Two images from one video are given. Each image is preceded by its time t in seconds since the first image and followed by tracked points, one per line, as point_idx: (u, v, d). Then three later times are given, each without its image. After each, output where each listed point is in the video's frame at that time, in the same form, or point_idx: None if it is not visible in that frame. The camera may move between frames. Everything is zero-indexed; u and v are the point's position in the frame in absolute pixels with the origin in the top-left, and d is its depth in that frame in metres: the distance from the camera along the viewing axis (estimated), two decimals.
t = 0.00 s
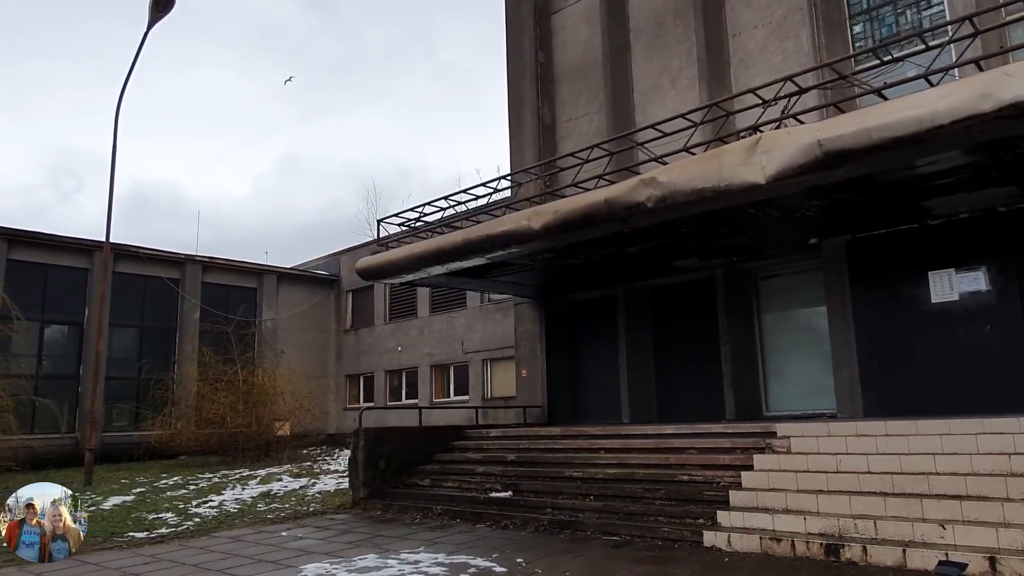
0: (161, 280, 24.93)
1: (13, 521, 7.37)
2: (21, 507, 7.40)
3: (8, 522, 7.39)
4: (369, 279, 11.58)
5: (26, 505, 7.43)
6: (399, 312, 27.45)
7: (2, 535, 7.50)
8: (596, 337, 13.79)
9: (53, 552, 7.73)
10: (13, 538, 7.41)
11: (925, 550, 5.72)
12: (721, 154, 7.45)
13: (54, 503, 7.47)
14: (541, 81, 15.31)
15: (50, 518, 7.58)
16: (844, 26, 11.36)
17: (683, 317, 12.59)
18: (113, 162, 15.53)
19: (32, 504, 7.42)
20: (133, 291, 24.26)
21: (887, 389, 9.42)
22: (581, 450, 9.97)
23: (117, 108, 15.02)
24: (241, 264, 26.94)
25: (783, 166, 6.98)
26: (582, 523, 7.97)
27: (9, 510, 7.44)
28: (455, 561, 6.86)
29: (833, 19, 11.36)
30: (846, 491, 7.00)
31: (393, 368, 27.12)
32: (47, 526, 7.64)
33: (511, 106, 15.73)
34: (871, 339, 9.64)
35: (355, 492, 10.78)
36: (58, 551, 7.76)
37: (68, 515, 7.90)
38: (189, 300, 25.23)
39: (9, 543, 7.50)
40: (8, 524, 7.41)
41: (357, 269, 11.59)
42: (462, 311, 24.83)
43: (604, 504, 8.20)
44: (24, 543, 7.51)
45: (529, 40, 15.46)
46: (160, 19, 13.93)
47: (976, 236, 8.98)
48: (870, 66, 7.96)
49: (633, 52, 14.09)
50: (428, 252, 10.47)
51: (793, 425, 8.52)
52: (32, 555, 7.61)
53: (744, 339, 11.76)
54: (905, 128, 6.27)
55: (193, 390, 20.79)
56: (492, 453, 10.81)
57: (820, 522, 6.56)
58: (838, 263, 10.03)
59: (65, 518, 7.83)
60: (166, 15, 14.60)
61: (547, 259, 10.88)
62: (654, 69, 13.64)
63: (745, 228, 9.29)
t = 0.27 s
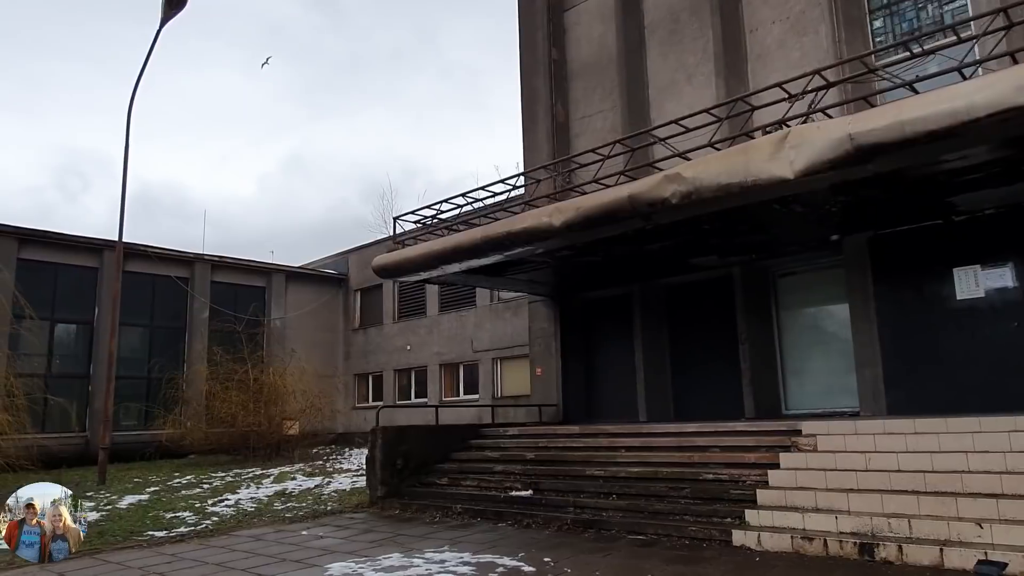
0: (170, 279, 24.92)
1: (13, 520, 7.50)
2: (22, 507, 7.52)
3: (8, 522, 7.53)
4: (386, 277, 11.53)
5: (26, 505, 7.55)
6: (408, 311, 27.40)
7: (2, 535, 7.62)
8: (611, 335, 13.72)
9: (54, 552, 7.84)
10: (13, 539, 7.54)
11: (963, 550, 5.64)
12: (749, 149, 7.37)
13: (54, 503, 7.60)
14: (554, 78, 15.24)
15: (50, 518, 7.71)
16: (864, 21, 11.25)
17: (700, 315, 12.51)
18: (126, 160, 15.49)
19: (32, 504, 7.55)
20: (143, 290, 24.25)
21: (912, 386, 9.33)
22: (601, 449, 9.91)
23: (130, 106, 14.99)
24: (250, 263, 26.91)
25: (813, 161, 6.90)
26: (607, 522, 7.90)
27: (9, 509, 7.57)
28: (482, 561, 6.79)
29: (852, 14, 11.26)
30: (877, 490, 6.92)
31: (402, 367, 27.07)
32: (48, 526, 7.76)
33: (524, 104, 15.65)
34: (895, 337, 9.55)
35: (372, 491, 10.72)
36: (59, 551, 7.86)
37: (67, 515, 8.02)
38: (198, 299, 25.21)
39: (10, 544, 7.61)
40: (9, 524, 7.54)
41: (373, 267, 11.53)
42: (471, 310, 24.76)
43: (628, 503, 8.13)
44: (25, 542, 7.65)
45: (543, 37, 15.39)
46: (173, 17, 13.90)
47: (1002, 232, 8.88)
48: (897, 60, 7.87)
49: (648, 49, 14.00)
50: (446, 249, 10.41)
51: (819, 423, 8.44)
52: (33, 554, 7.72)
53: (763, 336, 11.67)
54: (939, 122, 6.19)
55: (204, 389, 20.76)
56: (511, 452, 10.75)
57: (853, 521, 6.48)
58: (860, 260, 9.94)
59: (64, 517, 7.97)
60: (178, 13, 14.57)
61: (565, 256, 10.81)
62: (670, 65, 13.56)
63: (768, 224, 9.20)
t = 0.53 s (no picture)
0: (177, 277, 24.87)
1: (13, 521, 7.34)
2: (21, 507, 7.35)
3: (8, 522, 7.37)
4: (400, 274, 11.46)
5: (25, 505, 7.38)
6: (415, 307, 27.33)
7: (2, 535, 7.47)
8: (625, 331, 13.64)
9: (54, 551, 7.75)
10: (13, 539, 7.39)
11: (1001, 547, 5.55)
12: (775, 143, 7.28)
13: (54, 503, 7.43)
14: (566, 72, 15.13)
15: (51, 518, 7.55)
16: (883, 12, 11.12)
17: (716, 310, 12.41)
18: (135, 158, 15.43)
19: (31, 504, 7.37)
20: (151, 287, 24.20)
21: (935, 381, 9.24)
22: (620, 445, 9.84)
23: (139, 103, 14.90)
24: (257, 260, 26.85)
25: (842, 154, 6.81)
26: (631, 519, 7.84)
27: (9, 510, 7.41)
28: (509, 560, 6.74)
29: (871, 5, 11.13)
30: (907, 486, 6.84)
31: (409, 363, 27.03)
32: (48, 526, 7.60)
33: (535, 99, 15.54)
34: (917, 331, 9.46)
35: (389, 489, 10.67)
36: (59, 550, 7.77)
37: (68, 514, 7.86)
38: (205, 296, 25.15)
39: (9, 544, 7.45)
40: (9, 524, 7.39)
41: (387, 264, 11.46)
42: (479, 306, 24.69)
43: (652, 501, 8.07)
44: (25, 543, 7.47)
45: (554, 31, 15.28)
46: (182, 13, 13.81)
47: None
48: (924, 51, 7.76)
49: (661, 42, 13.88)
50: (462, 245, 10.33)
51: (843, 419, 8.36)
52: (33, 554, 7.57)
53: (780, 332, 11.57)
54: (973, 113, 6.09)
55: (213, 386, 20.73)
56: (528, 449, 10.69)
57: (884, 519, 6.40)
58: (881, 254, 9.85)
59: (64, 517, 7.80)
60: (187, 9, 14.47)
61: (582, 252, 10.72)
62: (683, 58, 13.43)
63: (789, 218, 9.12)
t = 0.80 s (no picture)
0: (183, 276, 24.77)
1: (13, 521, 7.25)
2: (21, 507, 7.28)
3: (7, 522, 7.28)
4: (413, 272, 11.35)
5: (25, 505, 7.31)
6: (421, 308, 27.24)
7: (2, 535, 7.39)
8: (638, 331, 13.52)
9: (54, 552, 7.65)
10: (13, 539, 7.30)
11: None
12: (800, 138, 7.19)
13: (54, 502, 7.35)
14: (577, 70, 15.03)
15: (51, 518, 7.47)
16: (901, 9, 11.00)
17: (731, 311, 12.30)
18: (144, 156, 15.34)
19: (32, 504, 7.28)
20: (156, 287, 24.11)
21: (957, 381, 9.12)
22: (637, 446, 9.72)
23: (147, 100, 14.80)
24: (262, 260, 26.75)
25: (870, 149, 6.71)
26: (652, 521, 7.73)
27: (9, 510, 7.32)
28: (531, 562, 6.64)
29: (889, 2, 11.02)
30: (936, 488, 6.72)
31: (415, 364, 26.92)
32: (48, 526, 7.53)
33: (546, 97, 15.45)
34: (938, 331, 9.35)
35: (402, 489, 10.56)
36: (59, 551, 7.68)
37: (67, 515, 7.77)
38: (211, 296, 25.06)
39: (9, 544, 7.37)
40: (9, 524, 7.30)
41: (400, 261, 11.36)
42: (486, 306, 24.58)
43: (672, 502, 7.96)
44: (25, 543, 7.39)
45: (565, 30, 15.20)
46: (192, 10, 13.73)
47: None
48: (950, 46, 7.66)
49: (674, 40, 13.77)
50: (477, 243, 10.22)
51: (865, 420, 8.25)
52: (33, 555, 7.46)
53: (797, 331, 11.44)
54: (1007, 107, 5.99)
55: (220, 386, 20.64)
56: (542, 450, 10.58)
57: (914, 520, 6.29)
58: (901, 253, 9.75)
59: (64, 517, 7.71)
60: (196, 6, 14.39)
61: (598, 250, 10.62)
62: (697, 56, 13.33)
63: (810, 216, 9.00)
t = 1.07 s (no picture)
0: (187, 275, 24.65)
1: (13, 521, 7.14)
2: (22, 507, 7.15)
3: (8, 522, 7.18)
4: (425, 269, 11.21)
5: (26, 505, 7.18)
6: (426, 307, 27.09)
7: (3, 535, 7.31)
8: (651, 330, 13.38)
9: (54, 552, 7.49)
10: (13, 539, 7.20)
11: None
12: (827, 132, 7.05)
13: (54, 502, 7.23)
14: (588, 67, 14.89)
15: (51, 518, 7.31)
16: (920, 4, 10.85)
17: (746, 310, 12.16)
18: (152, 153, 15.23)
19: (32, 504, 7.15)
20: (161, 286, 23.99)
21: (980, 381, 8.98)
22: (654, 446, 9.58)
23: (153, 97, 14.65)
24: (266, 259, 26.61)
25: (899, 144, 6.57)
26: (673, 523, 7.59)
27: (9, 510, 7.23)
28: (552, 564, 6.59)
29: None
30: (967, 489, 6.59)
31: (420, 363, 26.78)
32: (48, 525, 7.37)
33: (557, 95, 15.32)
34: (961, 330, 9.21)
35: (414, 490, 10.42)
36: (58, 551, 7.51)
37: (69, 515, 7.61)
38: (215, 295, 24.93)
39: (10, 544, 7.28)
40: (9, 524, 7.21)
41: (412, 259, 11.22)
42: (492, 306, 24.43)
43: (694, 503, 7.82)
44: (25, 543, 7.27)
45: (576, 26, 15.07)
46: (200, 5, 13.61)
47: None
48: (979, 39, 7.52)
49: (687, 36, 13.63)
50: (492, 241, 10.09)
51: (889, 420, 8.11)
52: (33, 555, 7.36)
53: (814, 330, 11.28)
54: None
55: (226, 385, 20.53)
56: (557, 450, 10.44)
57: (947, 523, 6.15)
58: (922, 251, 9.61)
59: (65, 517, 7.54)
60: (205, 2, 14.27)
61: (613, 249, 10.48)
62: (710, 52, 13.19)
63: (831, 213, 8.86)
